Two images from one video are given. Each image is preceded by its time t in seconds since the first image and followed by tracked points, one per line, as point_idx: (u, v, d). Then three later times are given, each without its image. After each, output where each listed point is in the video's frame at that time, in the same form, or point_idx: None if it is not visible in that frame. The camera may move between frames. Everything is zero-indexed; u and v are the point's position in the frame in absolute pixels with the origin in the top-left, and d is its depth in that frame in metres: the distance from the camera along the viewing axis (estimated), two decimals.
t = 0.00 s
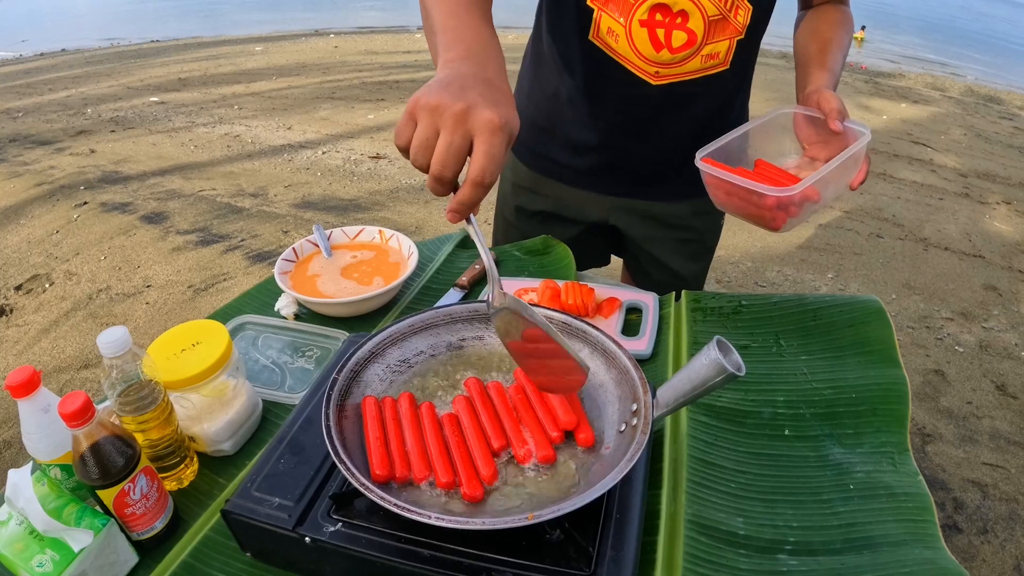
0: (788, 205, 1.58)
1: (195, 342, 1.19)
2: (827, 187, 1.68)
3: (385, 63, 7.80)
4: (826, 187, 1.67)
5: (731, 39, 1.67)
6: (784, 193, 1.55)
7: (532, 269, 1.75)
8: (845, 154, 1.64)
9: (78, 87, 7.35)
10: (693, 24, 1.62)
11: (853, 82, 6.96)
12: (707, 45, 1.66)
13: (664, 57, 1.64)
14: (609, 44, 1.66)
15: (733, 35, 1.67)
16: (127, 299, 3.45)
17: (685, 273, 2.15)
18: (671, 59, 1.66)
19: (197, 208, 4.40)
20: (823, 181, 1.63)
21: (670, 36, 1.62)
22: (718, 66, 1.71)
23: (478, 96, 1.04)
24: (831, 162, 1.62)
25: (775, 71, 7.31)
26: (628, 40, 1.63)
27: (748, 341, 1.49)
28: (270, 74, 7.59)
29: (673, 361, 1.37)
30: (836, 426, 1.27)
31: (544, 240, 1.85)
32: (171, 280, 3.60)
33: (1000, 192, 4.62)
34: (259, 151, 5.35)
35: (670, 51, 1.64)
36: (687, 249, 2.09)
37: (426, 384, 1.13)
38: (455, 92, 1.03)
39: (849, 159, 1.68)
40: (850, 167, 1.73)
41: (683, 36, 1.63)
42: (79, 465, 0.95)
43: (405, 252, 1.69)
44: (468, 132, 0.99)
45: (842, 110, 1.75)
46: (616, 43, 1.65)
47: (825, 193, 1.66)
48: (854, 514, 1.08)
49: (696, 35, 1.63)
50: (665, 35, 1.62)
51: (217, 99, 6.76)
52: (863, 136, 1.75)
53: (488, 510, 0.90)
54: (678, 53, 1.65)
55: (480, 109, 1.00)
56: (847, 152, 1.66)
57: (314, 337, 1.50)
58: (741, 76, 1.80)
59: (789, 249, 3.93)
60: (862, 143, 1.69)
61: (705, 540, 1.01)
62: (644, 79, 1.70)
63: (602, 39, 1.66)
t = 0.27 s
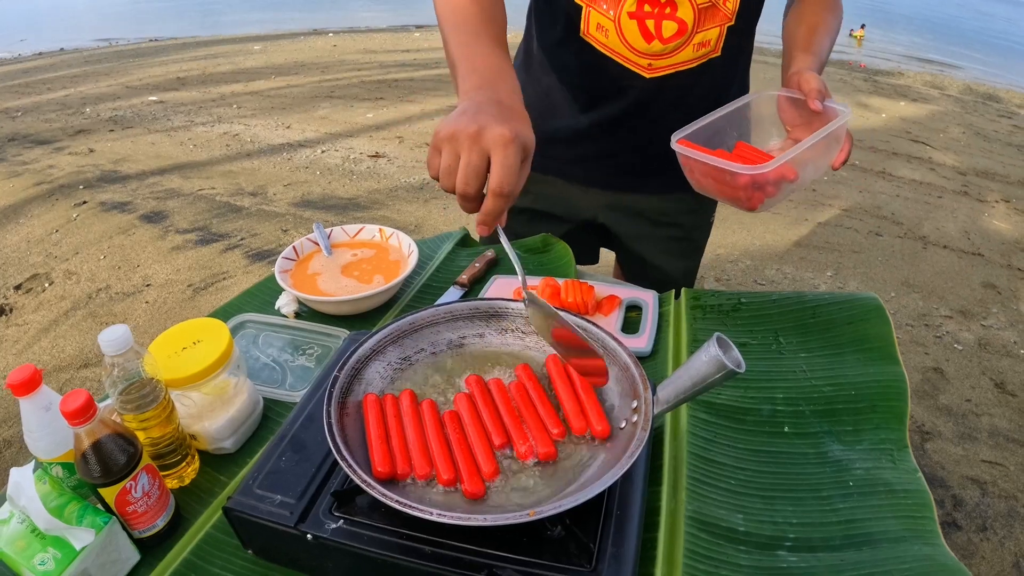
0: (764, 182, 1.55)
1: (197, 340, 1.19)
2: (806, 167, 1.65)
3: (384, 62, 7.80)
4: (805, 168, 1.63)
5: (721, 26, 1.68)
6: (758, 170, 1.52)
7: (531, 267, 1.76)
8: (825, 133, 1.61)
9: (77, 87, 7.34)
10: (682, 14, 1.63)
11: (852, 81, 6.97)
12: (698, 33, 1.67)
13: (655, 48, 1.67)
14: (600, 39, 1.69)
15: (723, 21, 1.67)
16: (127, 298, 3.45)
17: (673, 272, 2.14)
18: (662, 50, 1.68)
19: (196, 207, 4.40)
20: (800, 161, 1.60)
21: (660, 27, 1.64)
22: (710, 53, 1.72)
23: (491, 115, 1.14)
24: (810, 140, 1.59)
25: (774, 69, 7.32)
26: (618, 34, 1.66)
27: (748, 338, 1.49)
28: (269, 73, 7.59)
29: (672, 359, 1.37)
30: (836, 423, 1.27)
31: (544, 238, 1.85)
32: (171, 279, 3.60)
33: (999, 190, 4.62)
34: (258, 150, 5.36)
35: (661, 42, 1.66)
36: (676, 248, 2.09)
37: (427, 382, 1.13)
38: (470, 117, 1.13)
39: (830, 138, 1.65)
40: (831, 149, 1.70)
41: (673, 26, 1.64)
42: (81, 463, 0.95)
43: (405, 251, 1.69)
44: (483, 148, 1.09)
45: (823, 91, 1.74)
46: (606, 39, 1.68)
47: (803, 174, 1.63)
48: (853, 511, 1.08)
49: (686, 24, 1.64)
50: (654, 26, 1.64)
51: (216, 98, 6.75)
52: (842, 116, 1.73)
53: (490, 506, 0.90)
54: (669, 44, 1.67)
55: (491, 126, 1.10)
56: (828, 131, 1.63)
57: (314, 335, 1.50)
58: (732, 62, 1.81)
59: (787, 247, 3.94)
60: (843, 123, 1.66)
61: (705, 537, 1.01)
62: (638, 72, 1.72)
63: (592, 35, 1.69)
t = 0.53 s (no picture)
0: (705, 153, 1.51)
1: (197, 338, 1.19)
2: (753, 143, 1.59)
3: (384, 61, 7.79)
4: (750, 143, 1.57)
5: (684, 9, 1.67)
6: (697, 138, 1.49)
7: (531, 265, 1.76)
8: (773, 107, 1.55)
9: (76, 86, 7.34)
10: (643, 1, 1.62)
11: (852, 80, 6.97)
12: (661, 20, 1.66)
13: (619, 38, 1.67)
14: (564, 36, 1.70)
15: (686, 4, 1.66)
16: (127, 297, 3.44)
17: (653, 268, 2.13)
18: (626, 40, 1.68)
19: (195, 206, 4.39)
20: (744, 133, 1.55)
21: (622, 17, 1.64)
22: (677, 37, 1.72)
23: (421, 122, 1.30)
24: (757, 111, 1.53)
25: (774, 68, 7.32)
26: (581, 29, 1.67)
27: (747, 336, 1.49)
28: (269, 72, 7.58)
29: (673, 357, 1.37)
30: (836, 421, 1.27)
31: (543, 236, 1.85)
32: (170, 278, 3.60)
33: (998, 189, 4.62)
34: (258, 150, 5.35)
35: (624, 31, 1.66)
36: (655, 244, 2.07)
37: (427, 380, 1.13)
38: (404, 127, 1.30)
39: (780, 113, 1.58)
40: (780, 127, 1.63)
41: (635, 13, 1.63)
42: (81, 462, 0.95)
43: (405, 249, 1.69)
44: (414, 150, 1.25)
45: (776, 68, 1.69)
46: (570, 34, 1.69)
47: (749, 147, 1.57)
48: (853, 509, 1.08)
49: (649, 11, 1.63)
50: (617, 17, 1.64)
51: (216, 97, 6.75)
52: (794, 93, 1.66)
53: (492, 504, 0.90)
54: (633, 32, 1.67)
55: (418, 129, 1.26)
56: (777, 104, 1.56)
57: (314, 334, 1.50)
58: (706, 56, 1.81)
59: (786, 246, 3.94)
60: (792, 100, 1.58)
61: (706, 535, 1.01)
62: (605, 64, 1.73)
63: (556, 33, 1.70)
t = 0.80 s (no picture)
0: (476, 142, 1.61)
1: (196, 338, 1.19)
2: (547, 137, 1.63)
3: (384, 60, 7.79)
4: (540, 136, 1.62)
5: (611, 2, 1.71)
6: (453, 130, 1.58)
7: (531, 264, 1.76)
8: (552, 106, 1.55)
9: (76, 85, 7.33)
10: None
11: (852, 79, 6.97)
12: (587, 14, 1.72)
13: (544, 34, 1.76)
14: (495, 38, 1.82)
15: None
16: (126, 297, 3.44)
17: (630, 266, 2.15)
18: (552, 36, 1.76)
19: (195, 206, 4.39)
20: (543, 133, 1.62)
21: (546, 15, 1.72)
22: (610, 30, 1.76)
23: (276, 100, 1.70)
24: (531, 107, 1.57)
25: (773, 67, 7.32)
26: (507, 29, 1.78)
27: (746, 336, 1.49)
28: (268, 72, 7.58)
29: (672, 357, 1.37)
30: (835, 421, 1.27)
31: (542, 235, 1.85)
32: (170, 278, 3.60)
33: (997, 188, 4.62)
34: (257, 149, 5.35)
35: (550, 28, 1.74)
36: (633, 242, 2.09)
37: (426, 380, 1.13)
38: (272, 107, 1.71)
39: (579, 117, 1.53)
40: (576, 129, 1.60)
41: (558, 10, 1.70)
42: (80, 462, 0.95)
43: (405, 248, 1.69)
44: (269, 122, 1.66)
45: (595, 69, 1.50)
46: (499, 36, 1.81)
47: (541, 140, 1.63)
48: (853, 508, 1.08)
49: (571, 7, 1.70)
50: (541, 15, 1.72)
51: (216, 97, 6.74)
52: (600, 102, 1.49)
53: (491, 503, 0.90)
54: (559, 28, 1.74)
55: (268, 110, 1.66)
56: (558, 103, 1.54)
57: (314, 334, 1.50)
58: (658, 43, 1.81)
59: (785, 245, 3.94)
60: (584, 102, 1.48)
61: (706, 534, 1.01)
62: (539, 62, 1.82)
63: (487, 34, 1.83)
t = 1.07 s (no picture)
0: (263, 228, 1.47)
1: (196, 338, 1.19)
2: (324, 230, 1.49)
3: (383, 59, 7.79)
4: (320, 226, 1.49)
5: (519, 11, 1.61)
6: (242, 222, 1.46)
7: (530, 263, 1.76)
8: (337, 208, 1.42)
9: (76, 85, 7.32)
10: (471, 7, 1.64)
11: (851, 78, 6.97)
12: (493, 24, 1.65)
13: (457, 43, 1.73)
14: (424, 46, 1.83)
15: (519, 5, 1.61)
16: (126, 297, 3.44)
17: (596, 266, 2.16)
18: (465, 46, 1.72)
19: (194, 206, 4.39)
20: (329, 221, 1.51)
21: (456, 23, 1.69)
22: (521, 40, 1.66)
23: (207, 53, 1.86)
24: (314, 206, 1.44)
25: (772, 66, 7.32)
26: (430, 38, 1.78)
27: (745, 336, 1.50)
28: (267, 71, 7.57)
29: (671, 356, 1.37)
30: (834, 420, 1.27)
31: (541, 236, 1.85)
32: (170, 278, 3.60)
33: (997, 187, 4.63)
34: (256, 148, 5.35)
35: (461, 37, 1.71)
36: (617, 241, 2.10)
37: (426, 379, 1.13)
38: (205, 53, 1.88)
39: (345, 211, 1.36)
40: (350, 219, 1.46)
41: (466, 20, 1.67)
42: (81, 462, 0.95)
43: (404, 249, 1.70)
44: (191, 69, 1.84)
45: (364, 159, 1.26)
46: (425, 44, 1.81)
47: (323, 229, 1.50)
48: (852, 507, 1.09)
49: (477, 16, 1.64)
50: (452, 24, 1.70)
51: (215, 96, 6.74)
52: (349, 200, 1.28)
53: (492, 503, 0.91)
54: (469, 37, 1.70)
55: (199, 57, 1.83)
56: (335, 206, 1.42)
57: (314, 334, 1.50)
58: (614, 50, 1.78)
59: (784, 245, 3.94)
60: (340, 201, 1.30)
61: (705, 533, 1.02)
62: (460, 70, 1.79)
63: (418, 43, 1.85)
